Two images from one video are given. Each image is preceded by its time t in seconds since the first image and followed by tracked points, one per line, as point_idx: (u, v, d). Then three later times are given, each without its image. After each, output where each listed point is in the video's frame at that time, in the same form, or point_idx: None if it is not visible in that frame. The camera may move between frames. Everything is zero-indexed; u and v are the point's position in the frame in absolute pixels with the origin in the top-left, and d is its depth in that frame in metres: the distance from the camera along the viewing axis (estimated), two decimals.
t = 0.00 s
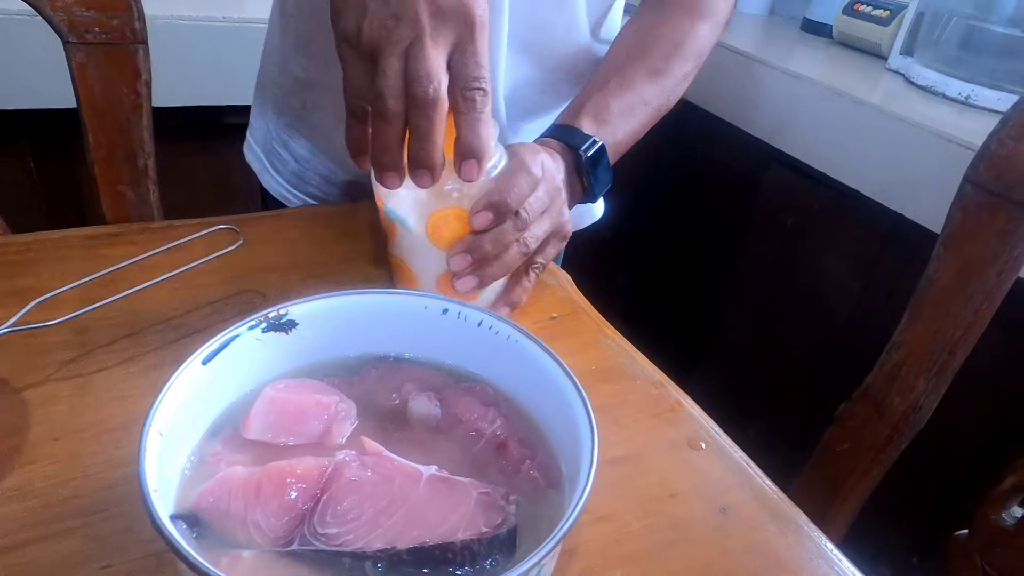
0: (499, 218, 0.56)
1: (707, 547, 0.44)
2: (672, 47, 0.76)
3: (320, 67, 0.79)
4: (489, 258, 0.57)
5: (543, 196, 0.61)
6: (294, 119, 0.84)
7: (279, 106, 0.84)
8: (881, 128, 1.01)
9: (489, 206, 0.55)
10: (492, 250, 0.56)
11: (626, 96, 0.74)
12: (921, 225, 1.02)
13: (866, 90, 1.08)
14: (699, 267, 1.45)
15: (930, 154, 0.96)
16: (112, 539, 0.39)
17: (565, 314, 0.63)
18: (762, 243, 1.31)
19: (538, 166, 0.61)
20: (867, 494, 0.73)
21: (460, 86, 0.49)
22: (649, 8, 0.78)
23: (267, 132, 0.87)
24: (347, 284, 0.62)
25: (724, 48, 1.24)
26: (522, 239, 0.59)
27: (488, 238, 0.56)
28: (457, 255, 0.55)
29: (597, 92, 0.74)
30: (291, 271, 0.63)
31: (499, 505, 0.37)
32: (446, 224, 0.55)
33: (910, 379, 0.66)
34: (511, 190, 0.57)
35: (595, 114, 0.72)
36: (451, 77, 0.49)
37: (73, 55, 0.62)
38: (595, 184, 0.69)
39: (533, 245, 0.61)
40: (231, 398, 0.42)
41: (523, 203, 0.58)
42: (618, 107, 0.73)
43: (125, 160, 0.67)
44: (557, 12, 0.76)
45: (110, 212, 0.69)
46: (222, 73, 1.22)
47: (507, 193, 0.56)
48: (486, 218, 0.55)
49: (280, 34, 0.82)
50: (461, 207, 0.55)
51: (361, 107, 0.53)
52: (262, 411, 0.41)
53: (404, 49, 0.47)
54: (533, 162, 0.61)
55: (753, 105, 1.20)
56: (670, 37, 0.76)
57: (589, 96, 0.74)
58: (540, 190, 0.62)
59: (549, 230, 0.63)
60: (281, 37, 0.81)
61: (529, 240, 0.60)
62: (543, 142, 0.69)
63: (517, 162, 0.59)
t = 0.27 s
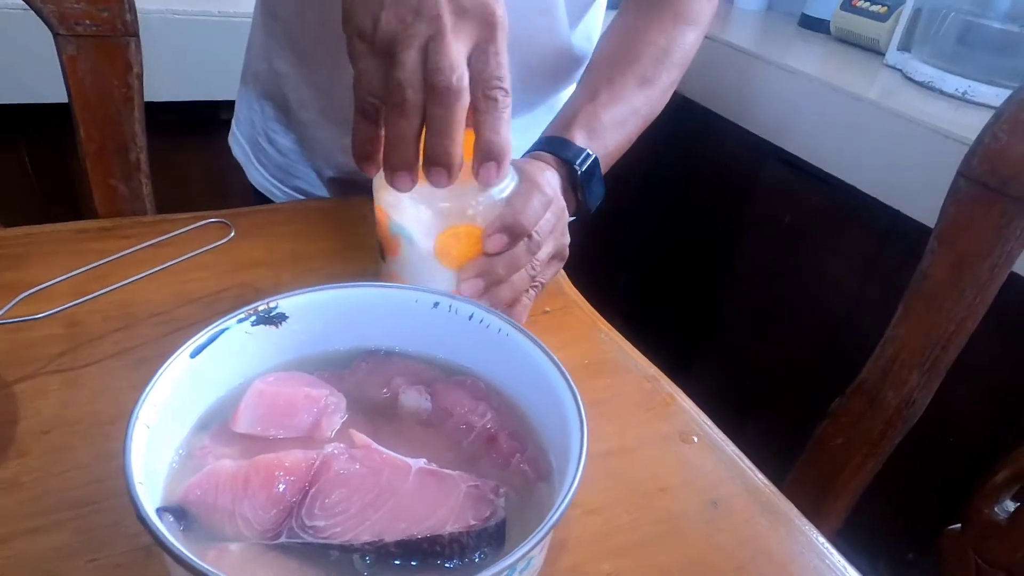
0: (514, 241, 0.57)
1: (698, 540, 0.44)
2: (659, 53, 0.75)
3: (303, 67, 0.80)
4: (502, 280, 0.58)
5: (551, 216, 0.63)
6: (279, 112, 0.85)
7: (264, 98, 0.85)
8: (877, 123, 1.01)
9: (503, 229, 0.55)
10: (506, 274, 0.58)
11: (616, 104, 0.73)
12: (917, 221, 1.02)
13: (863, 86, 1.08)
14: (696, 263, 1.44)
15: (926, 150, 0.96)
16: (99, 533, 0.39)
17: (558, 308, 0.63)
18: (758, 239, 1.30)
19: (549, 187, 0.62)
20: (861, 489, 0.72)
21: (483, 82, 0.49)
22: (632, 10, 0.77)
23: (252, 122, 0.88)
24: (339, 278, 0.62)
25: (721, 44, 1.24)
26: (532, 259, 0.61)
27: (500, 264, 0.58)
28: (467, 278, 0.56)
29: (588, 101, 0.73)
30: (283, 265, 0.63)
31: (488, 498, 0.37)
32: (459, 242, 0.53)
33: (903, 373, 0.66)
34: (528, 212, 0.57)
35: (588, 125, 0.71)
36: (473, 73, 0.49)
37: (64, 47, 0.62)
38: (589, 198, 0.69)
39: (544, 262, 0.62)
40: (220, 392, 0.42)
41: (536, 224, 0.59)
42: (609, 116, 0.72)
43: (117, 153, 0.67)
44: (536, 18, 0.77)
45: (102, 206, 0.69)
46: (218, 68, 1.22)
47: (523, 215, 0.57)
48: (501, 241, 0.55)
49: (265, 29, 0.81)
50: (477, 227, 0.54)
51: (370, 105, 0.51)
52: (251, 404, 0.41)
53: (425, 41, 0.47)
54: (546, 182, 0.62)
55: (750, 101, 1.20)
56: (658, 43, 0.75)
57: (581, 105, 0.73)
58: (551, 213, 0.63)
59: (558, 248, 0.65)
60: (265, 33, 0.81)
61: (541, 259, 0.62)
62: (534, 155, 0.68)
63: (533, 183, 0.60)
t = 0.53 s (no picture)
0: (517, 241, 0.58)
1: (696, 533, 0.44)
2: (651, 41, 0.75)
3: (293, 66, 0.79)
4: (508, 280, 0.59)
5: (552, 216, 0.64)
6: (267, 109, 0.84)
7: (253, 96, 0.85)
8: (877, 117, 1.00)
9: (507, 229, 0.57)
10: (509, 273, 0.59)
11: (608, 95, 0.73)
12: (917, 217, 1.01)
13: (863, 80, 1.07)
14: (695, 259, 1.43)
15: (926, 144, 0.95)
16: (92, 526, 0.38)
17: (556, 301, 0.62)
18: (757, 235, 1.29)
19: (551, 187, 0.63)
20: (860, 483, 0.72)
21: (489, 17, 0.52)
22: None
23: (241, 118, 0.88)
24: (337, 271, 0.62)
25: (721, 38, 1.23)
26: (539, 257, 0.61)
27: (504, 261, 0.58)
28: (471, 276, 0.57)
29: (580, 92, 0.73)
30: (279, 257, 0.62)
31: (484, 490, 0.37)
32: (467, 241, 0.55)
33: (902, 366, 0.66)
34: (530, 211, 0.59)
35: (581, 116, 0.71)
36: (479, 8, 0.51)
37: (58, 38, 0.61)
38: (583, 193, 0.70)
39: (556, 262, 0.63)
40: (215, 383, 0.41)
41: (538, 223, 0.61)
42: (602, 108, 0.72)
43: (112, 145, 0.67)
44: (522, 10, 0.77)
45: (97, 198, 0.68)
46: (214, 62, 1.21)
47: (525, 213, 0.59)
48: (505, 241, 0.57)
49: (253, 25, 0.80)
50: (483, 232, 0.55)
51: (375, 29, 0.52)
52: (246, 395, 0.41)
53: None
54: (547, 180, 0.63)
55: (750, 95, 1.19)
56: (650, 31, 0.75)
57: (573, 96, 0.73)
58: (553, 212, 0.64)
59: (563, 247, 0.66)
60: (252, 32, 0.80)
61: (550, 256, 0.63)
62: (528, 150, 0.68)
63: (534, 182, 0.61)
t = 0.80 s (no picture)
0: (512, 227, 0.57)
1: (699, 525, 0.43)
2: (665, 22, 0.73)
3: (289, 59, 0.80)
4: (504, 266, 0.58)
5: (553, 202, 0.62)
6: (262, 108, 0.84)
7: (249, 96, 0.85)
8: (879, 111, 0.99)
9: (499, 215, 0.55)
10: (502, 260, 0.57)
11: (621, 81, 0.72)
12: (919, 211, 1.00)
13: (866, 74, 1.06)
14: (696, 254, 1.43)
15: (928, 138, 0.94)
16: (87, 517, 0.38)
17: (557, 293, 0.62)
18: (758, 230, 1.28)
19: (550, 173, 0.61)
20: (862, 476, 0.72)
21: None
22: None
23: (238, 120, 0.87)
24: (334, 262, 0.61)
25: (724, 33, 1.21)
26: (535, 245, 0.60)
27: (499, 250, 0.57)
28: (466, 264, 0.56)
29: (592, 80, 0.72)
30: (275, 248, 0.62)
31: (484, 481, 0.36)
32: (457, 225, 0.54)
33: (906, 359, 0.65)
34: (525, 198, 0.57)
35: (593, 105, 0.71)
36: None
37: (53, 27, 0.62)
38: (598, 181, 0.69)
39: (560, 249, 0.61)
40: (211, 374, 0.41)
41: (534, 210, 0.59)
42: (615, 96, 0.72)
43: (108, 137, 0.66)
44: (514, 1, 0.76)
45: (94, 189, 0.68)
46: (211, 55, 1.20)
47: (520, 200, 0.56)
48: (498, 228, 0.55)
49: (249, 21, 0.81)
50: (473, 216, 0.54)
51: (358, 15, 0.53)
52: (243, 386, 0.40)
53: None
54: (544, 169, 0.61)
55: (752, 89, 1.18)
56: (663, 12, 0.73)
57: (584, 85, 0.72)
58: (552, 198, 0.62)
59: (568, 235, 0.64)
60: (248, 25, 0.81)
61: (552, 242, 0.60)
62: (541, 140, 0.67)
63: (530, 169, 0.59)
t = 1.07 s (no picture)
0: (518, 220, 0.57)
1: (701, 510, 0.43)
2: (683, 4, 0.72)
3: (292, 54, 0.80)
4: (513, 258, 0.58)
5: (563, 190, 0.62)
6: (264, 102, 0.83)
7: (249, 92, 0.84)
8: (880, 102, 0.99)
9: (505, 209, 0.56)
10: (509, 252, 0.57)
11: (639, 61, 0.71)
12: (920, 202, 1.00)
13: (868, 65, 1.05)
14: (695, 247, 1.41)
15: (930, 129, 0.94)
16: (90, 501, 0.38)
17: (558, 282, 0.62)
18: (756, 223, 1.27)
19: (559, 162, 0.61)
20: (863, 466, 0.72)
21: None
22: None
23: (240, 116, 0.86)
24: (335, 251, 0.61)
25: (725, 24, 1.20)
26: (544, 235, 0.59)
27: (507, 242, 0.57)
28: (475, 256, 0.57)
29: (610, 60, 0.71)
30: (277, 236, 0.62)
31: (487, 465, 0.36)
32: (459, 215, 0.54)
33: (907, 347, 0.65)
34: (533, 190, 0.56)
35: (611, 86, 0.70)
36: None
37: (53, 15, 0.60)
38: (618, 161, 0.68)
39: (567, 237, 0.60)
40: (213, 360, 0.41)
41: (542, 201, 0.58)
42: (633, 75, 0.70)
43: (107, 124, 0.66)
44: None
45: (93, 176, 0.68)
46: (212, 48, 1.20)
47: (527, 192, 0.56)
48: (503, 221, 0.56)
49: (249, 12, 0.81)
50: (477, 206, 0.54)
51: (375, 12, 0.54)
52: (245, 371, 0.40)
53: None
54: (553, 157, 0.60)
55: (754, 81, 1.17)
56: None
57: (600, 67, 0.71)
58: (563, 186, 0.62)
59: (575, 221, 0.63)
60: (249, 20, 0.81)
61: (557, 231, 0.60)
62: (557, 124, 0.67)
63: (539, 159, 0.58)
